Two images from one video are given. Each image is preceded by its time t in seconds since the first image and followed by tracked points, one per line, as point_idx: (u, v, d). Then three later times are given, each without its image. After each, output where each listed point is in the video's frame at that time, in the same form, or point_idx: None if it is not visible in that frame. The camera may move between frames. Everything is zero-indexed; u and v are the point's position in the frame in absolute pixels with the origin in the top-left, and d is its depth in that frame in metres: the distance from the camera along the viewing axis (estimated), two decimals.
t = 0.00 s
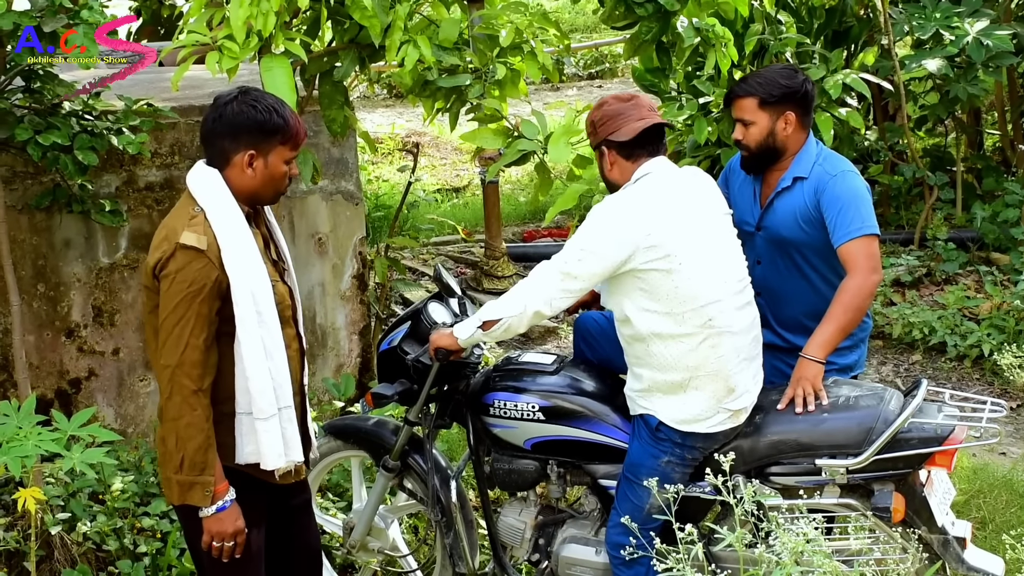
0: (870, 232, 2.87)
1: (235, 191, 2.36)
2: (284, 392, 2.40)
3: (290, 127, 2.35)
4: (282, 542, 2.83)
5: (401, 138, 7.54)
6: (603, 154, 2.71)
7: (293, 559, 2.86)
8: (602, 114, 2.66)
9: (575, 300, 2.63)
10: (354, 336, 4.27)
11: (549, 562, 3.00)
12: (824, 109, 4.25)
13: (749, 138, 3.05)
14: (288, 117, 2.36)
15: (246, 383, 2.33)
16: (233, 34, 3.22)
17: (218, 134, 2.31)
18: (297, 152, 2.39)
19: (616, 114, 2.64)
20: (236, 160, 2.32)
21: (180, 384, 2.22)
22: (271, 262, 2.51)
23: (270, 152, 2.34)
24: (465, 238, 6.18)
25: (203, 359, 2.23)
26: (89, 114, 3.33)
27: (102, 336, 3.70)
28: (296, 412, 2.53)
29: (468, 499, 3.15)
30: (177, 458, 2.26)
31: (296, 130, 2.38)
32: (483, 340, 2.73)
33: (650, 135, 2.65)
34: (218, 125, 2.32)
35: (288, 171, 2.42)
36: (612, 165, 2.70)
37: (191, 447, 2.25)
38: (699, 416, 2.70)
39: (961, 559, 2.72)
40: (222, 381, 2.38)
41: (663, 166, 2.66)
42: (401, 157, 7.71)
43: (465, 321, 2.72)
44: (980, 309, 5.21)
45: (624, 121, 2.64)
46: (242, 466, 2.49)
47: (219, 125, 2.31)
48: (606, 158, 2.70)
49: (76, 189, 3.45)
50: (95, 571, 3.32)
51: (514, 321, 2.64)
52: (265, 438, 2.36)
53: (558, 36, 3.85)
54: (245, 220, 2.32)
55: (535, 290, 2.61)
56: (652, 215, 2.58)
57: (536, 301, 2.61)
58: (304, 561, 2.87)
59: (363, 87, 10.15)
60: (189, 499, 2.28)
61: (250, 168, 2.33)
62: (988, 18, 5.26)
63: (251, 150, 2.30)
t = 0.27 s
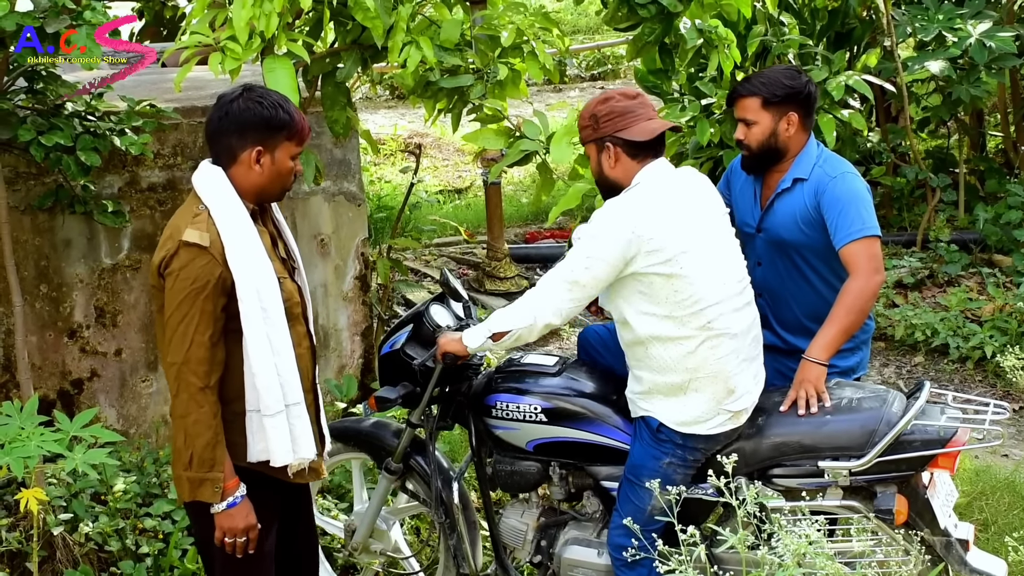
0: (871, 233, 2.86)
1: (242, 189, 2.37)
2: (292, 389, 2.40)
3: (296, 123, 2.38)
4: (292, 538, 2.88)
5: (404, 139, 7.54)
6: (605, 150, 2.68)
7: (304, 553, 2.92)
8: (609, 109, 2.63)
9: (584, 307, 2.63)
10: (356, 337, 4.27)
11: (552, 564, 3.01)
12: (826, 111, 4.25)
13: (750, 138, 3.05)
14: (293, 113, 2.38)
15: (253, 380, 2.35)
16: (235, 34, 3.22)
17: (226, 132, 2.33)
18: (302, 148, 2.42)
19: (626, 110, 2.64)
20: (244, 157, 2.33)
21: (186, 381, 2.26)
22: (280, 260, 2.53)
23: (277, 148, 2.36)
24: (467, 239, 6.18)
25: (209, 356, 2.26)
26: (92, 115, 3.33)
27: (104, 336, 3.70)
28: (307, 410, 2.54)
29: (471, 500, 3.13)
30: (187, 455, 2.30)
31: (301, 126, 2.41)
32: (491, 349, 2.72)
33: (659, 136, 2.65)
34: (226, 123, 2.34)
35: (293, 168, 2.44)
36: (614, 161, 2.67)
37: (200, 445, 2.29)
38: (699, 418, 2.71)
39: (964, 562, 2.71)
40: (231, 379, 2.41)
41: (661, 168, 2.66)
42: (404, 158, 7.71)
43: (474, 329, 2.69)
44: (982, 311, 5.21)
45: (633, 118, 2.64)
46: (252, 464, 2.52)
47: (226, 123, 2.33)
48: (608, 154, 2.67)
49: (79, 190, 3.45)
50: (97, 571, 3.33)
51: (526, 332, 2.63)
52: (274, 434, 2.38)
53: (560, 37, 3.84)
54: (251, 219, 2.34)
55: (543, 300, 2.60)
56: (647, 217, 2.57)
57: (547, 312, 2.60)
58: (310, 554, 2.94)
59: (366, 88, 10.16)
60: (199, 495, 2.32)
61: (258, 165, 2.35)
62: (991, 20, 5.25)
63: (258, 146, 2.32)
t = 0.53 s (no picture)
0: (869, 231, 2.86)
1: (247, 187, 2.38)
2: (297, 387, 2.40)
3: (300, 121, 2.38)
4: (297, 537, 2.89)
5: (404, 140, 7.54)
6: (606, 152, 2.67)
7: (311, 550, 2.94)
8: (610, 111, 2.62)
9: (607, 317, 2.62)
10: (357, 338, 4.26)
11: (555, 566, 3.00)
12: (827, 112, 4.25)
13: (746, 138, 3.05)
14: (298, 111, 2.39)
15: (260, 378, 2.35)
16: (236, 35, 3.21)
17: (231, 130, 2.34)
18: (307, 146, 2.43)
19: (626, 112, 2.63)
20: (249, 155, 2.34)
21: (195, 379, 2.26)
22: (286, 259, 2.53)
23: (282, 146, 2.37)
24: (468, 240, 6.17)
25: (217, 354, 2.27)
26: (91, 115, 3.33)
27: (104, 337, 3.69)
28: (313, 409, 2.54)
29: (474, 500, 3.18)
30: (197, 453, 2.29)
31: (306, 124, 2.42)
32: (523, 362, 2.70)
33: (661, 138, 2.65)
34: (230, 121, 2.35)
35: (298, 166, 2.45)
36: (615, 163, 2.67)
37: (211, 443, 2.28)
38: (700, 417, 2.71)
39: (968, 561, 2.72)
40: (237, 378, 2.41)
41: (658, 169, 2.67)
42: (404, 159, 7.71)
43: (502, 343, 2.68)
44: (982, 311, 5.21)
45: (633, 119, 2.63)
46: (260, 463, 2.53)
47: (230, 121, 2.34)
48: (608, 156, 2.67)
49: (79, 191, 3.45)
50: (98, 572, 3.33)
51: (556, 346, 2.62)
52: (279, 432, 2.37)
53: (561, 38, 3.84)
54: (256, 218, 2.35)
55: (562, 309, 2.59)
56: (653, 217, 2.58)
57: (571, 324, 2.59)
58: (315, 556, 2.95)
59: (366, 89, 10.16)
60: (210, 494, 2.31)
61: (263, 163, 2.36)
62: (991, 20, 5.26)
63: (264, 144, 2.34)
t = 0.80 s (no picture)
0: (865, 228, 2.87)
1: (250, 185, 2.38)
2: (299, 385, 2.41)
3: (303, 119, 2.38)
4: (298, 535, 2.89)
5: (403, 139, 7.54)
6: (600, 154, 2.67)
7: (309, 550, 2.94)
8: (601, 113, 2.63)
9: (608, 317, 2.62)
10: (355, 337, 4.25)
11: (554, 565, 3.01)
12: (825, 110, 4.25)
13: (740, 139, 3.05)
14: (300, 108, 2.39)
15: (261, 377, 2.35)
16: (234, 34, 3.22)
17: (234, 128, 2.34)
18: (310, 144, 2.43)
19: (619, 113, 2.63)
20: (252, 152, 2.34)
21: (196, 377, 2.26)
22: (287, 257, 2.53)
23: (284, 144, 2.37)
24: (466, 239, 6.17)
25: (219, 352, 2.27)
26: (89, 115, 3.33)
27: (103, 337, 3.69)
28: (314, 407, 2.54)
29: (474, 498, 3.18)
30: (197, 452, 2.30)
31: (308, 122, 2.42)
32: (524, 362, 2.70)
33: (655, 137, 2.64)
34: (233, 118, 2.34)
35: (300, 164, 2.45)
36: (610, 164, 2.67)
37: (211, 442, 2.28)
38: (702, 416, 2.71)
39: (968, 559, 2.72)
40: (238, 376, 2.41)
41: (659, 167, 2.67)
42: (402, 158, 7.71)
43: (505, 344, 2.68)
44: (980, 310, 5.22)
45: (626, 120, 2.63)
46: (261, 461, 2.53)
47: (233, 119, 2.34)
48: (605, 157, 2.67)
49: (77, 190, 3.45)
50: (96, 572, 3.33)
51: (557, 346, 2.62)
52: (281, 431, 2.37)
53: (559, 37, 3.84)
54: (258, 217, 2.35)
55: (568, 311, 2.58)
56: (657, 216, 2.58)
57: (574, 324, 2.59)
58: (313, 553, 2.94)
59: (365, 88, 10.15)
60: (210, 492, 2.31)
61: (266, 160, 2.36)
62: (988, 19, 5.26)
63: (267, 141, 2.34)
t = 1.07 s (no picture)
0: (865, 228, 2.87)
1: (250, 184, 2.38)
2: (301, 384, 2.41)
3: (303, 118, 2.39)
4: (297, 535, 2.89)
5: (400, 138, 7.54)
6: (599, 153, 2.68)
7: (308, 549, 2.94)
8: (599, 112, 2.63)
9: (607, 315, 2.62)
10: (353, 336, 4.25)
11: (552, 564, 3.02)
12: (823, 109, 4.25)
13: (739, 140, 3.05)
14: (300, 108, 2.39)
15: (262, 376, 2.35)
16: (231, 33, 3.22)
17: (234, 126, 2.34)
18: (309, 143, 2.43)
19: (617, 111, 2.62)
20: (252, 152, 2.34)
21: (198, 376, 2.26)
22: (287, 256, 2.53)
23: (285, 143, 2.37)
24: (464, 238, 6.17)
25: (220, 351, 2.27)
26: (88, 114, 3.33)
27: (101, 336, 3.69)
28: (315, 405, 2.54)
29: (472, 498, 3.17)
30: (198, 451, 2.30)
31: (308, 121, 2.42)
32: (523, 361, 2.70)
33: (653, 135, 2.63)
34: (233, 118, 2.34)
35: (300, 164, 2.45)
36: (609, 163, 2.67)
37: (212, 441, 2.28)
38: (702, 416, 2.71)
39: (966, 557, 2.72)
40: (239, 375, 2.41)
41: (662, 166, 2.67)
42: (400, 157, 7.71)
43: (503, 343, 2.68)
44: (978, 309, 5.21)
45: (624, 119, 2.63)
46: (262, 460, 2.53)
47: (233, 118, 2.34)
48: (604, 156, 2.67)
49: (75, 189, 3.46)
50: (94, 571, 3.33)
51: (556, 345, 2.61)
52: (283, 429, 2.37)
53: (557, 36, 3.84)
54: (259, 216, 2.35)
55: (569, 309, 2.58)
56: (658, 215, 2.58)
57: (573, 322, 2.58)
58: (310, 552, 2.94)
59: (363, 87, 10.16)
60: (211, 491, 2.31)
61: (266, 159, 2.36)
62: (986, 18, 5.26)
63: (267, 141, 2.34)
